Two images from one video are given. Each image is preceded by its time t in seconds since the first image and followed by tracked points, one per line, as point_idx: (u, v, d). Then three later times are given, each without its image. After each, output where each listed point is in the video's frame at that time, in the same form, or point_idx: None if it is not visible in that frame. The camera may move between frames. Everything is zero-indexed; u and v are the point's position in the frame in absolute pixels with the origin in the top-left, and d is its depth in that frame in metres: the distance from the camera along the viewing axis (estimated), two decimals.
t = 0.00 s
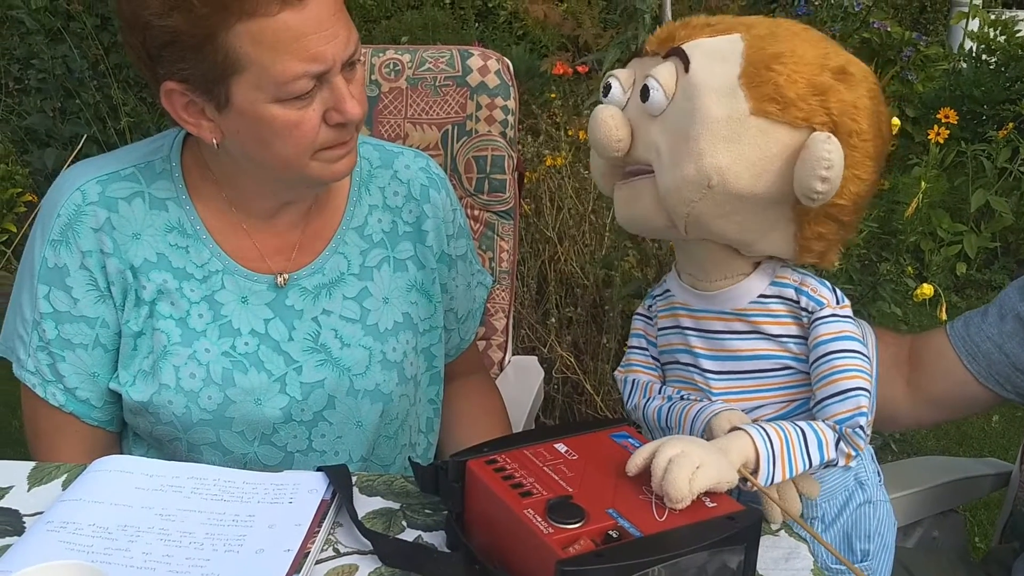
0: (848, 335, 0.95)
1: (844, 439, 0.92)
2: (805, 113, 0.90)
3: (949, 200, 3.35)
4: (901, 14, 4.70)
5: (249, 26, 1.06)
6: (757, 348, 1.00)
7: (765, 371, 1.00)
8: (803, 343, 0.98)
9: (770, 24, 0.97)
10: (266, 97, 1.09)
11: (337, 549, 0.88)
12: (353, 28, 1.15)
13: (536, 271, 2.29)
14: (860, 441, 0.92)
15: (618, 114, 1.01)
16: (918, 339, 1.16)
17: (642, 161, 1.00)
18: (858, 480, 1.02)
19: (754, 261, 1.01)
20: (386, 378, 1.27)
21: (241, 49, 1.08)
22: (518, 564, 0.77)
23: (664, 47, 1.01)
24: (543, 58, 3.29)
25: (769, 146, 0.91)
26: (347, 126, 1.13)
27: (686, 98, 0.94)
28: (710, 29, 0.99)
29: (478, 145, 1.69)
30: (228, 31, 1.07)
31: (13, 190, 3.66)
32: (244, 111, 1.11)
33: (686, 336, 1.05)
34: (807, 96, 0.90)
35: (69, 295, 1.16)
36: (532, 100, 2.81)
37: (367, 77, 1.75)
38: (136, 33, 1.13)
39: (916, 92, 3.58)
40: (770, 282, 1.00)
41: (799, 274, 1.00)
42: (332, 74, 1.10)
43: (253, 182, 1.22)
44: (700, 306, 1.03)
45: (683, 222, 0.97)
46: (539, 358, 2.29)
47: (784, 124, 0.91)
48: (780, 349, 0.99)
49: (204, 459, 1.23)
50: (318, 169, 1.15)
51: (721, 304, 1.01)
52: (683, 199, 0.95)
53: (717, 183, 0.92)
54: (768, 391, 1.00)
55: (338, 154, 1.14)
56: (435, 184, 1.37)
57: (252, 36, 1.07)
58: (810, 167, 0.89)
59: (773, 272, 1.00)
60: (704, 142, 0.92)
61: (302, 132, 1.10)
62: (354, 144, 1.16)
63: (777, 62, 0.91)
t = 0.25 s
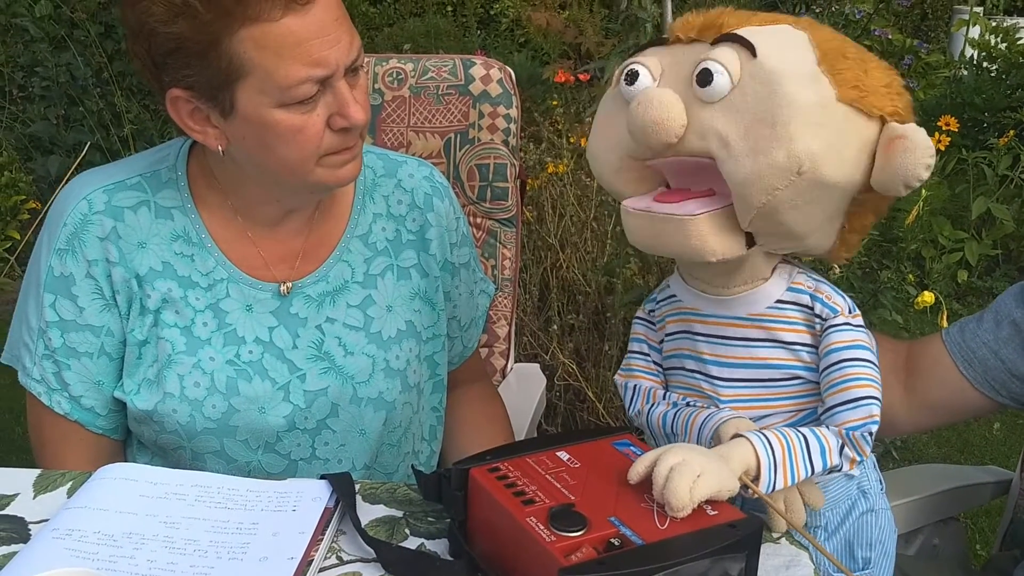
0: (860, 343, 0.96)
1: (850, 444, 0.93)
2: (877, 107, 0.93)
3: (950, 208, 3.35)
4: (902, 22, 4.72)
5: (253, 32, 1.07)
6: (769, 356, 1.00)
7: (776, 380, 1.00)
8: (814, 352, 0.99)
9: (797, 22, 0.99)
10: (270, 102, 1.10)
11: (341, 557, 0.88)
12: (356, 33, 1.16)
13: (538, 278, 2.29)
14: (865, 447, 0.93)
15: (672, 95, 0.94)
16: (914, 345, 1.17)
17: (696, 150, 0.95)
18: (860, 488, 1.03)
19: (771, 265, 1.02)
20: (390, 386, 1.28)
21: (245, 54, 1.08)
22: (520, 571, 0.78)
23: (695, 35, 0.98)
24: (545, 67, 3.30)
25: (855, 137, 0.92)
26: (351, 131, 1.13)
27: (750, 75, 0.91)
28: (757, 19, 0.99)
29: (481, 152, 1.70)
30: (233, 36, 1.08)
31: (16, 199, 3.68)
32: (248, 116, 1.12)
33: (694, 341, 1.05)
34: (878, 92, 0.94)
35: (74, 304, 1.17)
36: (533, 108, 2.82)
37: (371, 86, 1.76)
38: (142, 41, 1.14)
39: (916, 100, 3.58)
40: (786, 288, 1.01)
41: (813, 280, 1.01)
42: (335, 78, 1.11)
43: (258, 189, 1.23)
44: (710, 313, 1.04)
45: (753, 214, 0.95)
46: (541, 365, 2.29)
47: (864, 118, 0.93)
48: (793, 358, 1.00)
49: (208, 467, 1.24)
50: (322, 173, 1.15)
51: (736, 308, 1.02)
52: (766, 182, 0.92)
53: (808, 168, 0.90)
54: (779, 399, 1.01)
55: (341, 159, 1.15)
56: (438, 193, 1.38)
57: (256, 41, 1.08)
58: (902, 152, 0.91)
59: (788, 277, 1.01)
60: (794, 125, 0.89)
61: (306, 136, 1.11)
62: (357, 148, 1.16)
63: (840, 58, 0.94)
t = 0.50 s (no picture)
0: (872, 355, 0.96)
1: (857, 449, 0.93)
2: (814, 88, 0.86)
3: (952, 209, 3.36)
4: (904, 23, 4.72)
5: (255, 36, 1.08)
6: (783, 368, 0.99)
7: (788, 393, 0.99)
8: (825, 364, 0.99)
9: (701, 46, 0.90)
10: (271, 106, 1.11)
11: (343, 557, 0.89)
12: (357, 37, 1.16)
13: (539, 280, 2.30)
14: (873, 455, 0.94)
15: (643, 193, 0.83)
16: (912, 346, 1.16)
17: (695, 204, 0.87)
18: (865, 496, 1.01)
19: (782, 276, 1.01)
20: (392, 387, 1.28)
21: (246, 58, 1.09)
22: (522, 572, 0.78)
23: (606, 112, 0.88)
24: (547, 68, 3.31)
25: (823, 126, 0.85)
26: (352, 134, 1.14)
27: (717, 130, 0.82)
28: (654, 64, 0.89)
29: (483, 155, 1.71)
30: (234, 41, 1.09)
31: (21, 200, 3.69)
32: (250, 120, 1.12)
33: (703, 354, 1.04)
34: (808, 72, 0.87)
35: (79, 305, 1.18)
36: (536, 110, 2.82)
37: (373, 89, 1.77)
38: (145, 45, 1.15)
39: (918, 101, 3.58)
40: (798, 298, 1.00)
41: (822, 291, 1.01)
42: (336, 82, 1.12)
43: (261, 192, 1.23)
44: (719, 326, 1.02)
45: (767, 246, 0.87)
46: (543, 366, 2.30)
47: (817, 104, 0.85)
48: (804, 370, 0.99)
49: (212, 468, 1.24)
50: (323, 176, 1.16)
51: (747, 321, 1.00)
52: (790, 215, 0.84)
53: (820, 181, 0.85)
54: (791, 412, 1.00)
55: (343, 162, 1.16)
56: (440, 195, 1.39)
57: (257, 45, 1.08)
58: (868, 122, 0.84)
59: (799, 288, 1.01)
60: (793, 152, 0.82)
61: (307, 140, 1.12)
62: (359, 152, 1.17)
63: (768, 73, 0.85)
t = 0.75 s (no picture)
0: (871, 356, 0.96)
1: (854, 452, 0.94)
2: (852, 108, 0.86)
3: (952, 207, 3.36)
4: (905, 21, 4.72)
5: (255, 38, 1.08)
6: (781, 369, 1.00)
7: (786, 393, 1.00)
8: (823, 364, 0.99)
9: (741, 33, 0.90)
10: (272, 108, 1.11)
11: (344, 557, 0.89)
12: (357, 39, 1.17)
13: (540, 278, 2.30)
14: (869, 459, 0.94)
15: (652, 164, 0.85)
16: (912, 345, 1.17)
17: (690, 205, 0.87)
18: (864, 495, 1.02)
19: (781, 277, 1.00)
20: (393, 387, 1.29)
21: (247, 60, 1.09)
22: (522, 572, 0.79)
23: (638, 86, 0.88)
24: (547, 66, 3.31)
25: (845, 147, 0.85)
26: (352, 136, 1.14)
27: (733, 124, 0.83)
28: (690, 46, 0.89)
29: (483, 154, 1.71)
30: (235, 42, 1.09)
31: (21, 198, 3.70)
32: (251, 121, 1.13)
33: (702, 354, 1.04)
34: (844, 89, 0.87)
35: (79, 305, 1.18)
36: (536, 108, 2.82)
37: (373, 88, 1.77)
38: (146, 46, 1.15)
39: (918, 99, 3.58)
40: (797, 300, 1.00)
41: (821, 292, 1.01)
42: (337, 83, 1.12)
43: (261, 193, 1.24)
44: (718, 327, 1.02)
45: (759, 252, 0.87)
46: (543, 364, 2.30)
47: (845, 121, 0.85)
48: (802, 371, 0.99)
49: (213, 468, 1.25)
50: (324, 176, 1.16)
51: (747, 322, 1.00)
52: (784, 227, 0.84)
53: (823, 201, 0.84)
54: (788, 413, 1.00)
55: (343, 163, 1.16)
56: (440, 195, 1.39)
57: (258, 47, 1.08)
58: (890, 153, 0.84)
59: (798, 289, 1.00)
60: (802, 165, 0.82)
61: (308, 141, 1.12)
62: (359, 153, 1.17)
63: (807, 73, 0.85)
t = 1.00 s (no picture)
0: (858, 362, 0.95)
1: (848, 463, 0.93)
2: (807, 136, 0.89)
3: (952, 209, 3.36)
4: (904, 23, 4.72)
5: (259, 43, 1.08)
6: (768, 370, 1.00)
7: (774, 394, 1.00)
8: (811, 367, 0.99)
9: (763, 37, 0.95)
10: (275, 112, 1.11)
11: (345, 562, 0.89)
12: (360, 43, 1.17)
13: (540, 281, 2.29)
14: (863, 469, 0.94)
15: (615, 126, 0.99)
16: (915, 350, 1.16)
17: (638, 184, 0.99)
18: (861, 497, 1.03)
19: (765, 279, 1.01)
20: (393, 391, 1.29)
21: (250, 65, 1.10)
22: None
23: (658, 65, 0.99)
24: (547, 68, 3.31)
25: (776, 172, 0.90)
26: (355, 141, 1.14)
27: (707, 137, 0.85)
28: (704, 44, 0.97)
29: (483, 158, 1.72)
30: (238, 47, 1.09)
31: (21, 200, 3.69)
32: (254, 125, 1.13)
33: (693, 353, 1.05)
34: (811, 116, 0.89)
35: (81, 310, 1.18)
36: (537, 110, 2.82)
37: (373, 91, 1.77)
38: (148, 50, 1.15)
39: (919, 101, 3.58)
40: (781, 304, 1.00)
41: (809, 296, 1.00)
42: (339, 88, 1.12)
43: (263, 197, 1.24)
44: (709, 326, 1.03)
45: (687, 250, 0.97)
46: (543, 367, 2.30)
47: (788, 148, 0.90)
48: (788, 372, 1.00)
49: (213, 472, 1.25)
50: (326, 181, 1.16)
51: (733, 323, 1.01)
52: (684, 227, 0.95)
53: (721, 214, 0.92)
54: (776, 413, 1.01)
55: (345, 168, 1.16)
56: (441, 199, 1.39)
57: (262, 52, 1.09)
58: (819, 194, 0.89)
59: (785, 293, 1.00)
60: (709, 172, 0.91)
61: (310, 146, 1.12)
62: (361, 158, 1.17)
63: (778, 82, 0.90)
